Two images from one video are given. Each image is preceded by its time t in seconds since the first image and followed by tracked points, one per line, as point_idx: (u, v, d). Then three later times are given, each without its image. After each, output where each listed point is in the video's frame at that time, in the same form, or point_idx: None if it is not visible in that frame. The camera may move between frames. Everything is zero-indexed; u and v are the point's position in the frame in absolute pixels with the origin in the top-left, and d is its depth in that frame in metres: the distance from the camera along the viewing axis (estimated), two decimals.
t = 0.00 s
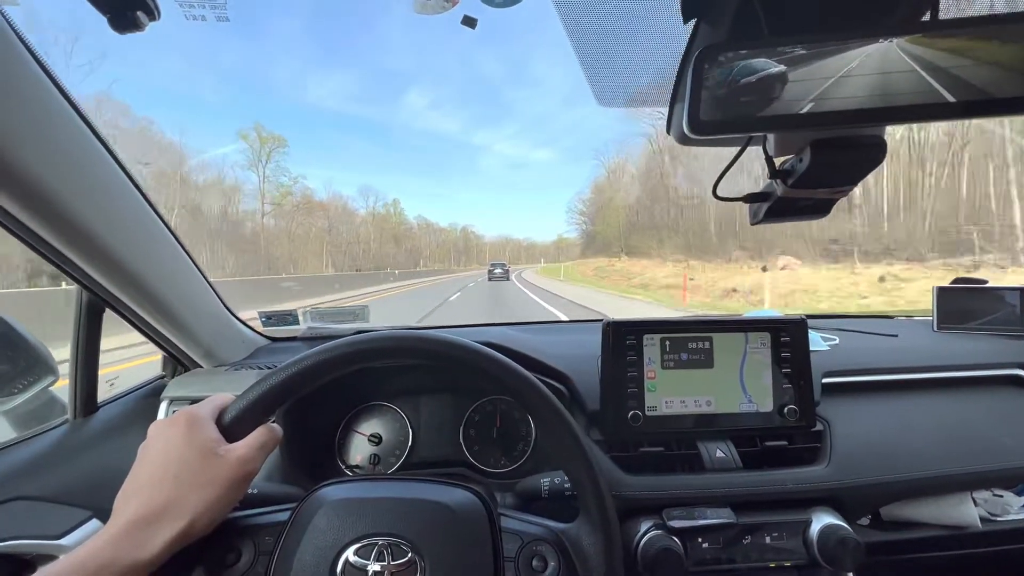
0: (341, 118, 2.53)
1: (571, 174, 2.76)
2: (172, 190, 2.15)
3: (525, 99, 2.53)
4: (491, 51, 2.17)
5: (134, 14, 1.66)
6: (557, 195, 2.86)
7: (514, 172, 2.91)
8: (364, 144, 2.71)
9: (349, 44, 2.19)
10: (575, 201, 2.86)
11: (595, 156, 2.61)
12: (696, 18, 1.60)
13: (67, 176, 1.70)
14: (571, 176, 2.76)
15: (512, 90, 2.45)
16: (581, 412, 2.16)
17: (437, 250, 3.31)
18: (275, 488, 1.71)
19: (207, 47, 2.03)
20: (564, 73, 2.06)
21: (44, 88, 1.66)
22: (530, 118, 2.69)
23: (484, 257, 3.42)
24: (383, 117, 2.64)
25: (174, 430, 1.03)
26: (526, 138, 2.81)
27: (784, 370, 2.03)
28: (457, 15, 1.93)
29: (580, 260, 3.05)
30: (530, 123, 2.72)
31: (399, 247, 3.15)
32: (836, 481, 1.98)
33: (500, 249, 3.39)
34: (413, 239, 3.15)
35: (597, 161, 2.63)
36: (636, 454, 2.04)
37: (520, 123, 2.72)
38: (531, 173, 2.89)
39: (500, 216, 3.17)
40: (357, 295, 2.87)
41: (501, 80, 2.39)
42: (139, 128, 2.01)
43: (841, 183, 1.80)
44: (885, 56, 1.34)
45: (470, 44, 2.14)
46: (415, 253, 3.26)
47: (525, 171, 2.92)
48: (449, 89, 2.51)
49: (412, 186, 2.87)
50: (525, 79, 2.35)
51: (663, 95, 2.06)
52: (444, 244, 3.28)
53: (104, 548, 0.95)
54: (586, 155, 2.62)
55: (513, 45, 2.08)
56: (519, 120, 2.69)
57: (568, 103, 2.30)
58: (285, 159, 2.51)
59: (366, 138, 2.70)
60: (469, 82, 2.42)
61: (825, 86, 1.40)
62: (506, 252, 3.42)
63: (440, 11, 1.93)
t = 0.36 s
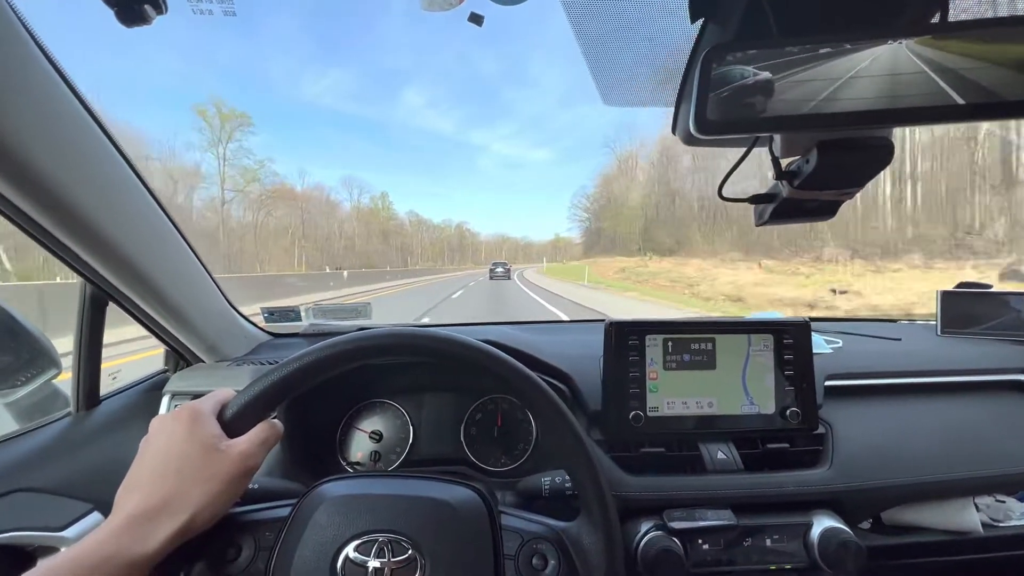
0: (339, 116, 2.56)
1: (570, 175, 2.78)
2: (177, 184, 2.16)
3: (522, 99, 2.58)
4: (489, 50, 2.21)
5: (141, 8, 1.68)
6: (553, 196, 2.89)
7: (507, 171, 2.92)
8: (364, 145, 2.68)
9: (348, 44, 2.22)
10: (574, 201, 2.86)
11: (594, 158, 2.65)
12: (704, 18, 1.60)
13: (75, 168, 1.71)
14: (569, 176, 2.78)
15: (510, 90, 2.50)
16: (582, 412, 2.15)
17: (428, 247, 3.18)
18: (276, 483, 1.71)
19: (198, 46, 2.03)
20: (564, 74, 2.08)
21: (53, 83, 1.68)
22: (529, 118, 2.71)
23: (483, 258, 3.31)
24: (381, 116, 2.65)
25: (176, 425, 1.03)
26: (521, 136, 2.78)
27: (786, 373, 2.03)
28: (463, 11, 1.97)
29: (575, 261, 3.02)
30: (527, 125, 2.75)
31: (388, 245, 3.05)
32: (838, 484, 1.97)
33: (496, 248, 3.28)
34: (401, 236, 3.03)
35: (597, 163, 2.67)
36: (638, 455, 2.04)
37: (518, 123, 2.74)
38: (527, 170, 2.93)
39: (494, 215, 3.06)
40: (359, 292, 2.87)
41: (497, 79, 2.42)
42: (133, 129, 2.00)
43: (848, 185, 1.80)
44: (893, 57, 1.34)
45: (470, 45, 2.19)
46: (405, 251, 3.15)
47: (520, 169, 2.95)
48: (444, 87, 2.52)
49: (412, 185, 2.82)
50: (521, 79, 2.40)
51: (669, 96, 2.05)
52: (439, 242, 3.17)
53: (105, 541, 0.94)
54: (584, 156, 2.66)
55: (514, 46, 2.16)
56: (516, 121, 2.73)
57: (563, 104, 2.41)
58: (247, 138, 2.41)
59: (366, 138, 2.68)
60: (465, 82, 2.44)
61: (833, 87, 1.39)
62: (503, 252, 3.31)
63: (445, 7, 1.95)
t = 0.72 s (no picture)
0: (342, 112, 2.56)
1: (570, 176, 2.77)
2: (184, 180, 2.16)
3: (516, 99, 2.58)
4: (481, 49, 2.25)
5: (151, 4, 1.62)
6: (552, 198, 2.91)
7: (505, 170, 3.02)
8: (365, 146, 2.72)
9: (346, 41, 2.24)
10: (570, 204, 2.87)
11: (588, 160, 2.66)
12: (712, 17, 1.59)
13: (80, 165, 1.70)
14: (565, 178, 2.78)
15: (507, 92, 2.54)
16: (585, 411, 2.16)
17: (420, 246, 3.27)
18: (279, 479, 1.72)
19: (196, 43, 2.02)
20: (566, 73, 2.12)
21: (61, 78, 1.66)
22: (524, 118, 2.72)
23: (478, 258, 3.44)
24: (377, 112, 2.65)
25: (181, 422, 1.03)
26: (517, 138, 2.83)
27: (789, 375, 2.02)
28: (471, 9, 1.98)
29: (580, 259, 3.12)
30: (523, 125, 2.76)
31: (389, 243, 3.14)
32: (841, 486, 1.97)
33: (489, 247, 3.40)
34: (392, 231, 3.09)
35: (593, 165, 2.68)
36: (640, 455, 2.04)
37: (512, 123, 2.75)
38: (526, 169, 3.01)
39: (494, 213, 3.22)
40: (361, 291, 2.89)
41: (494, 75, 2.42)
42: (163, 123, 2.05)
43: (854, 186, 1.79)
44: (900, 58, 1.34)
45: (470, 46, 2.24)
46: (407, 251, 3.23)
47: (518, 168, 3.03)
48: (436, 87, 2.57)
49: (411, 185, 2.90)
50: (517, 78, 2.43)
51: (673, 97, 2.06)
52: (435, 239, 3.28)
53: (110, 536, 0.95)
54: (579, 158, 2.66)
55: (512, 47, 2.21)
56: (513, 120, 2.73)
57: (560, 101, 2.46)
58: (202, 113, 2.24)
59: (366, 138, 2.69)
60: (462, 78, 2.45)
61: (839, 88, 1.40)
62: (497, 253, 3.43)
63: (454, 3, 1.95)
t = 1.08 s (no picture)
0: (339, 110, 2.57)
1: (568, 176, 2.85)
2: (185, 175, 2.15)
3: (514, 98, 2.67)
4: (481, 46, 2.32)
5: None
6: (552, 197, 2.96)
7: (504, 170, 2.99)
8: (359, 140, 2.72)
9: (344, 36, 2.22)
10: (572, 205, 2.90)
11: (584, 160, 2.77)
12: (720, 12, 1.58)
13: (85, 158, 1.69)
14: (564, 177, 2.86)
15: (502, 90, 2.60)
16: (589, 409, 2.15)
17: (415, 244, 3.34)
18: (283, 474, 1.71)
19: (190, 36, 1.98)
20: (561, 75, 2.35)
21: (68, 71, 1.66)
22: (521, 117, 2.79)
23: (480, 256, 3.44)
24: (374, 110, 2.71)
25: (185, 417, 1.03)
26: (513, 137, 2.83)
27: (795, 374, 2.02)
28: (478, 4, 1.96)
29: (581, 258, 3.16)
30: (522, 122, 2.79)
31: (390, 240, 3.22)
32: (845, 486, 1.96)
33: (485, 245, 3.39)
34: (387, 228, 3.12)
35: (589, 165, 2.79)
36: (644, 454, 2.03)
37: (510, 121, 2.81)
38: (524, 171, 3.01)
39: (494, 213, 3.21)
40: (365, 288, 2.89)
41: (491, 76, 2.53)
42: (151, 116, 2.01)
43: (862, 184, 1.78)
44: (913, 55, 1.33)
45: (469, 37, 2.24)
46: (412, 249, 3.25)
47: (516, 168, 2.99)
48: (432, 84, 2.66)
49: (411, 185, 2.99)
50: (513, 81, 2.55)
51: (679, 94, 2.04)
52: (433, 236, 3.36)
53: (115, 531, 0.95)
54: (577, 158, 2.77)
55: (513, 47, 2.25)
56: (512, 119, 2.79)
57: (557, 102, 2.62)
58: (139, 77, 1.96)
59: (363, 136, 2.72)
60: (458, 77, 2.56)
61: (851, 84, 1.39)
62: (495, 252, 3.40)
63: None
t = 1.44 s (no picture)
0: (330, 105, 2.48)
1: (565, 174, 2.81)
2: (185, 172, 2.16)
3: (514, 97, 2.60)
4: (474, 46, 2.30)
5: None
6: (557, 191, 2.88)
7: (502, 169, 3.01)
8: (350, 135, 2.64)
9: (340, 35, 2.23)
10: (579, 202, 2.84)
11: (586, 154, 2.69)
12: (722, 12, 1.57)
13: (87, 153, 1.70)
14: (564, 174, 2.81)
15: (502, 88, 2.54)
16: (587, 408, 2.16)
17: (404, 241, 3.24)
18: (283, 471, 1.72)
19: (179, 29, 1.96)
20: (561, 74, 2.33)
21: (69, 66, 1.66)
22: (519, 116, 2.75)
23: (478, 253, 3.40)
24: (369, 106, 2.64)
25: (185, 413, 1.03)
26: (514, 137, 2.86)
27: (794, 374, 2.02)
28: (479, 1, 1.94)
29: (583, 258, 3.11)
30: (521, 121, 2.78)
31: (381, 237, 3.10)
32: (843, 486, 1.96)
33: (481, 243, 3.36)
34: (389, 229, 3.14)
35: (592, 160, 2.70)
36: (644, 452, 2.04)
37: (508, 120, 2.75)
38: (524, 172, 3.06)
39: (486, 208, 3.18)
40: (366, 287, 2.89)
41: (490, 76, 2.48)
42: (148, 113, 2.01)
43: (862, 184, 1.78)
44: (912, 56, 1.33)
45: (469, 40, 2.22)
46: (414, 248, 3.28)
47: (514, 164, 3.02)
48: (434, 81, 2.57)
49: (413, 184, 2.88)
50: (511, 80, 2.51)
51: (680, 94, 2.04)
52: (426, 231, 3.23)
53: (116, 526, 0.95)
54: (580, 154, 2.70)
55: (507, 45, 2.26)
56: (509, 118, 2.73)
57: (557, 98, 2.57)
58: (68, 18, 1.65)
59: (360, 133, 2.66)
60: (456, 77, 2.51)
61: (850, 86, 1.40)
62: (490, 250, 3.36)
63: None
